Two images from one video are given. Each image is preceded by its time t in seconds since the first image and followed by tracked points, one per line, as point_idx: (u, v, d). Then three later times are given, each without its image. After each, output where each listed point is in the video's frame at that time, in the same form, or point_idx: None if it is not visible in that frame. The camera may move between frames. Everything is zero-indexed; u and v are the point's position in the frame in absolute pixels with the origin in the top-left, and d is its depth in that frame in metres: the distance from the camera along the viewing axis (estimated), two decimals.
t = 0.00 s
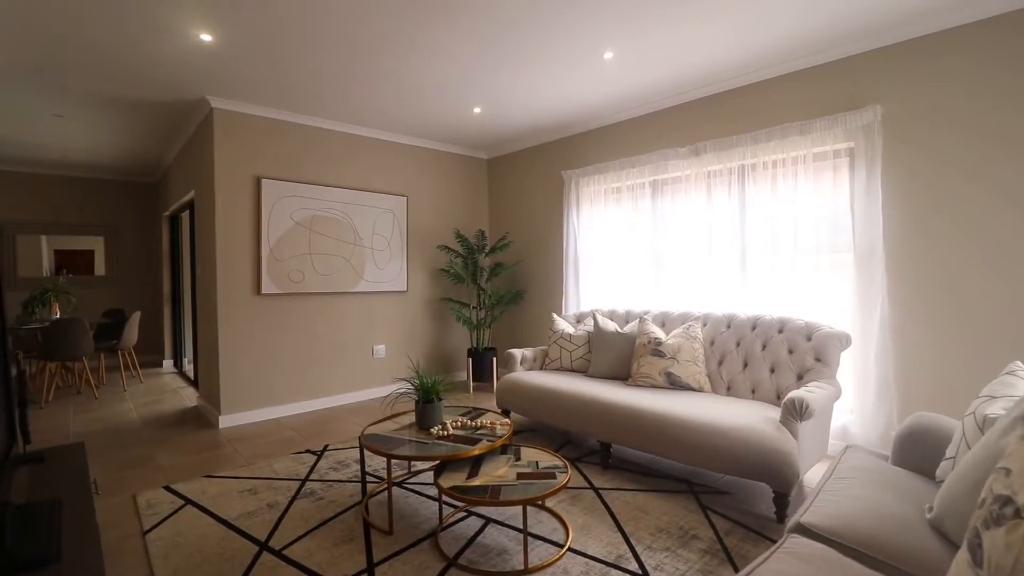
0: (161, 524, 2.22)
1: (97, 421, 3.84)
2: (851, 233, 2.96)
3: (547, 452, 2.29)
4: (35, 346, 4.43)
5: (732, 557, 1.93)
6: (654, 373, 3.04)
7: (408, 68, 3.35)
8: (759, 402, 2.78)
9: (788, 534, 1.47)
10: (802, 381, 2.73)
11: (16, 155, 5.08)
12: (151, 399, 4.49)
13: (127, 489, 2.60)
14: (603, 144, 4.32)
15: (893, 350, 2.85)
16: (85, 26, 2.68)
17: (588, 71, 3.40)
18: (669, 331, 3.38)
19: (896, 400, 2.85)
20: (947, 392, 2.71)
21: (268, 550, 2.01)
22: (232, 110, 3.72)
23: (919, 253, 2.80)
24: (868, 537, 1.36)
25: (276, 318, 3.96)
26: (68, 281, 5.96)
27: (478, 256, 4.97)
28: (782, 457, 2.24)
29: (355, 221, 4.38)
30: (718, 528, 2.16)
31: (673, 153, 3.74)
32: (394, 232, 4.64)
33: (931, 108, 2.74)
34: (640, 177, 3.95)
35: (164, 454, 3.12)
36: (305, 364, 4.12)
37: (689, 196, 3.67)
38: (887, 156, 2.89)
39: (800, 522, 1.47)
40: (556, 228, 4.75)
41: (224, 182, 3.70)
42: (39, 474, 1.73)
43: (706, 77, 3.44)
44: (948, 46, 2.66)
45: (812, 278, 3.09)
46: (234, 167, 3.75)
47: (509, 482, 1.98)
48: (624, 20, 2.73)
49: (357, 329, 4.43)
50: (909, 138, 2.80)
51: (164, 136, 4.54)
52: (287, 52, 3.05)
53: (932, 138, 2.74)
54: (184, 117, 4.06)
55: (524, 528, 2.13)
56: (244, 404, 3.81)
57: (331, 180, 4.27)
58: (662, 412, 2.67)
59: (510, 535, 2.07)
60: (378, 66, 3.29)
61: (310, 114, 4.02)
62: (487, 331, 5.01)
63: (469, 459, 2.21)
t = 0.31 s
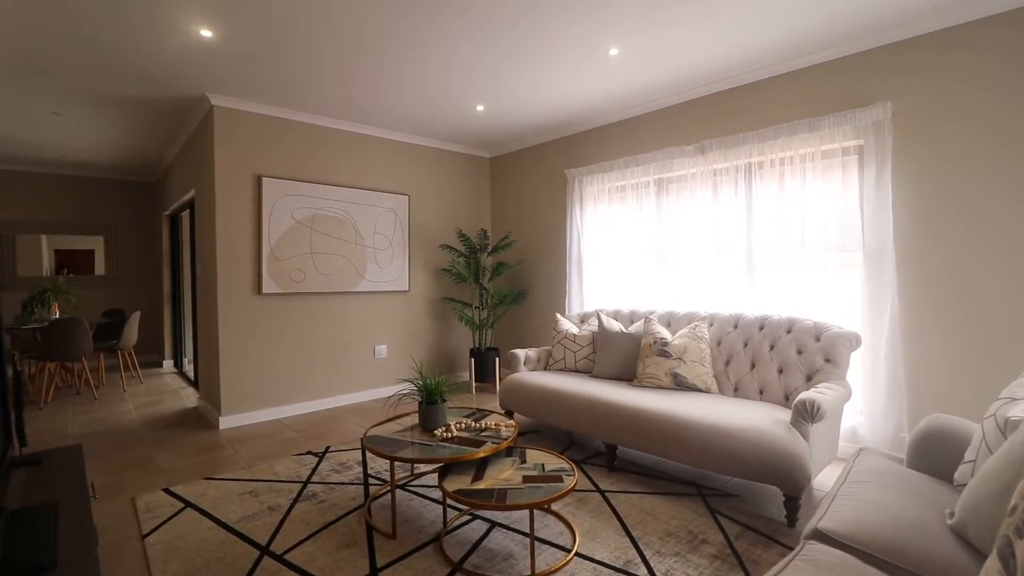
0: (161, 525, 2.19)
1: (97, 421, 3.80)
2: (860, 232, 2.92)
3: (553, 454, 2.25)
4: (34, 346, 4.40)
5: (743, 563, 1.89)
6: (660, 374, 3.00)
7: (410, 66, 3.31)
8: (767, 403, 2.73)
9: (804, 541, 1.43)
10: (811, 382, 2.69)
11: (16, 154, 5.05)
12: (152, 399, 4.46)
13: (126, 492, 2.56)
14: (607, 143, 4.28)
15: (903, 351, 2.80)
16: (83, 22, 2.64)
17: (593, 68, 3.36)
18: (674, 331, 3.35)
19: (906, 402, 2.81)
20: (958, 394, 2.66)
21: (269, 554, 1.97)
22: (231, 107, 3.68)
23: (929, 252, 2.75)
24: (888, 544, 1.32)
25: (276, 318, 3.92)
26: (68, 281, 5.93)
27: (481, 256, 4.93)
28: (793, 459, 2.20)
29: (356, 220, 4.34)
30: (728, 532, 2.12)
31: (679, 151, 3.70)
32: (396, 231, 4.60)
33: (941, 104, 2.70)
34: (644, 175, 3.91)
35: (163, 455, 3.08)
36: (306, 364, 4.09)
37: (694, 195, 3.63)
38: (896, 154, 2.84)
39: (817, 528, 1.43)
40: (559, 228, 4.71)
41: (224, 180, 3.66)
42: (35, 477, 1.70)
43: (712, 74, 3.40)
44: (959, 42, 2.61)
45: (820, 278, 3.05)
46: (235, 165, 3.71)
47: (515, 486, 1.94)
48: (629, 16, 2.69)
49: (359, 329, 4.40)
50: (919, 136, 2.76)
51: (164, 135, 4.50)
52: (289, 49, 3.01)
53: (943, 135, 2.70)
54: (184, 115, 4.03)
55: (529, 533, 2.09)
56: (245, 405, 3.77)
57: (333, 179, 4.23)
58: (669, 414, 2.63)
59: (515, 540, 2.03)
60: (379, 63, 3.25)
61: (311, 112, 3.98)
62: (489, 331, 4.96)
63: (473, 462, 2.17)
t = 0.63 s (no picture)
0: (161, 530, 2.15)
1: (97, 423, 3.77)
2: (870, 231, 2.88)
3: (559, 457, 2.21)
4: (34, 346, 4.37)
5: (755, 570, 1.85)
6: (667, 376, 2.96)
7: (414, 63, 3.27)
8: (776, 405, 2.69)
9: (822, 549, 1.39)
10: (820, 383, 2.65)
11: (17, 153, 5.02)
12: (152, 400, 4.42)
13: (126, 495, 2.52)
14: (611, 142, 4.24)
15: (915, 352, 2.76)
16: (82, 19, 2.60)
17: (598, 65, 3.31)
18: (680, 331, 3.31)
19: (916, 404, 2.77)
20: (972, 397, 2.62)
21: (269, 558, 1.94)
22: (233, 105, 3.64)
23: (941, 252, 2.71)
24: (910, 553, 1.28)
25: (278, 319, 3.88)
26: (68, 281, 5.90)
27: (484, 255, 4.89)
28: (804, 463, 2.16)
29: (358, 220, 4.30)
30: (738, 538, 2.08)
31: (685, 150, 3.66)
32: (398, 231, 4.57)
33: (954, 100, 2.65)
34: (650, 174, 3.87)
35: (164, 457, 3.04)
36: (308, 365, 4.05)
37: (700, 194, 3.59)
38: (908, 152, 2.80)
39: (835, 536, 1.39)
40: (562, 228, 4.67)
41: (225, 179, 3.62)
42: (32, 482, 1.66)
43: (719, 70, 3.35)
44: (975, 37, 2.56)
45: (829, 278, 3.00)
46: (236, 164, 3.67)
47: (522, 490, 1.90)
48: (637, 12, 2.65)
49: (361, 329, 4.36)
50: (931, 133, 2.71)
51: (164, 133, 4.47)
52: (291, 46, 2.97)
53: (956, 133, 2.65)
54: (185, 114, 3.99)
55: (536, 537, 2.05)
56: (246, 406, 3.73)
57: (334, 178, 4.19)
58: (676, 416, 2.59)
59: (522, 546, 1.99)
60: (382, 61, 3.21)
61: (313, 110, 3.94)
62: (492, 331, 4.93)
63: (479, 465, 2.13)
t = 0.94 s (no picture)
0: (164, 535, 2.11)
1: (101, 424, 3.75)
2: (886, 231, 2.81)
3: (570, 462, 2.16)
4: (38, 347, 4.35)
5: None
6: (677, 378, 2.90)
7: (420, 60, 3.22)
8: (789, 409, 2.64)
9: (848, 563, 1.33)
10: (836, 387, 2.59)
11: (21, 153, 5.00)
12: (156, 401, 4.40)
13: (129, 498, 2.49)
14: (618, 141, 4.18)
15: (933, 355, 2.70)
16: (84, 17, 2.57)
17: (607, 62, 3.26)
18: (690, 333, 3.26)
19: (935, 408, 2.70)
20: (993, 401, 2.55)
21: (274, 565, 1.89)
22: (237, 104, 3.61)
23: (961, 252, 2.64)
24: (942, 568, 1.22)
25: (283, 320, 3.85)
26: (73, 281, 5.90)
27: (489, 255, 4.84)
28: (821, 470, 2.11)
29: (363, 220, 4.27)
30: (754, 546, 2.03)
31: (695, 148, 3.60)
32: (403, 231, 4.53)
33: (974, 96, 2.57)
34: (659, 173, 3.82)
35: (167, 460, 3.01)
36: (313, 366, 4.02)
37: (710, 192, 3.53)
38: (926, 149, 2.73)
39: (863, 549, 1.33)
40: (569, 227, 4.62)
41: (229, 179, 3.59)
42: (32, 487, 1.62)
43: (730, 67, 3.29)
44: (996, 32, 2.49)
45: (844, 279, 2.94)
46: (239, 163, 3.64)
47: (532, 498, 1.85)
48: (647, 7, 2.59)
49: (367, 330, 4.33)
50: (950, 130, 2.64)
51: (168, 133, 4.44)
52: (295, 43, 2.92)
53: (976, 130, 2.58)
54: (189, 113, 3.96)
55: (546, 545, 2.00)
56: (251, 408, 3.70)
57: (339, 177, 4.15)
58: (689, 420, 2.54)
59: (532, 554, 1.95)
60: (388, 58, 3.16)
61: (317, 109, 3.90)
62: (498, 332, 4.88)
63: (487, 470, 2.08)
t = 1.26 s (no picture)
0: (170, 537, 2.09)
1: (107, 423, 3.74)
2: (903, 230, 2.75)
3: (581, 465, 2.13)
4: (46, 346, 4.35)
5: None
6: (689, 380, 2.85)
7: (426, 58, 3.19)
8: (804, 412, 2.59)
9: (874, 572, 1.28)
10: (852, 389, 2.54)
11: (30, 153, 5.02)
12: (163, 401, 4.39)
13: (135, 499, 2.47)
14: (627, 139, 4.13)
15: (952, 357, 2.64)
16: (91, 15, 2.55)
17: (617, 59, 3.21)
18: (702, 333, 3.21)
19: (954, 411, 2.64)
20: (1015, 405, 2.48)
21: (281, 569, 1.87)
22: (243, 103, 3.59)
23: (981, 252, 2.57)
24: None
25: (289, 319, 3.83)
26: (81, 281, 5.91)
27: (496, 255, 4.80)
28: (839, 474, 2.06)
29: (370, 219, 4.24)
30: (770, 552, 1.99)
31: (705, 146, 3.55)
32: (409, 231, 4.50)
33: (995, 92, 2.51)
34: (668, 171, 3.77)
35: (173, 460, 2.99)
36: (319, 367, 4.00)
37: (721, 191, 3.48)
38: (944, 146, 2.66)
39: (888, 558, 1.28)
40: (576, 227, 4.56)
41: (235, 178, 3.57)
42: (36, 490, 1.60)
43: (742, 63, 3.23)
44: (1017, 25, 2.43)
45: (859, 279, 2.89)
46: (246, 162, 3.62)
47: (543, 502, 1.81)
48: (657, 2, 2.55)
49: (373, 330, 4.30)
50: (969, 127, 2.58)
51: (175, 132, 4.43)
52: (301, 41, 2.90)
53: (996, 126, 2.51)
54: (195, 112, 3.95)
55: (557, 550, 1.97)
56: (257, 408, 3.68)
57: (345, 177, 4.13)
58: (701, 422, 2.49)
59: (542, 559, 1.91)
60: (394, 55, 3.13)
61: (323, 108, 3.88)
62: (505, 333, 4.84)
63: (497, 473, 2.04)
